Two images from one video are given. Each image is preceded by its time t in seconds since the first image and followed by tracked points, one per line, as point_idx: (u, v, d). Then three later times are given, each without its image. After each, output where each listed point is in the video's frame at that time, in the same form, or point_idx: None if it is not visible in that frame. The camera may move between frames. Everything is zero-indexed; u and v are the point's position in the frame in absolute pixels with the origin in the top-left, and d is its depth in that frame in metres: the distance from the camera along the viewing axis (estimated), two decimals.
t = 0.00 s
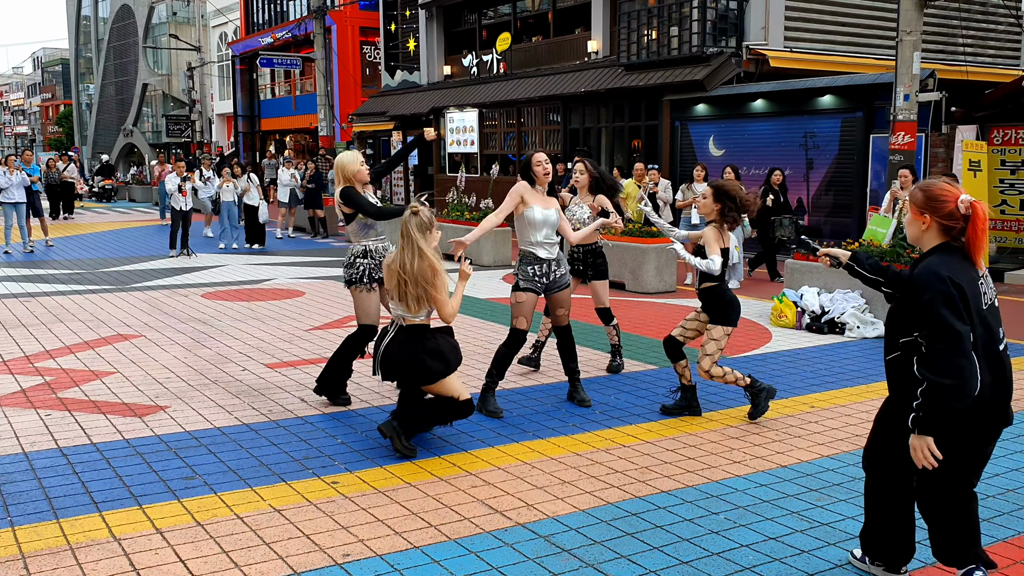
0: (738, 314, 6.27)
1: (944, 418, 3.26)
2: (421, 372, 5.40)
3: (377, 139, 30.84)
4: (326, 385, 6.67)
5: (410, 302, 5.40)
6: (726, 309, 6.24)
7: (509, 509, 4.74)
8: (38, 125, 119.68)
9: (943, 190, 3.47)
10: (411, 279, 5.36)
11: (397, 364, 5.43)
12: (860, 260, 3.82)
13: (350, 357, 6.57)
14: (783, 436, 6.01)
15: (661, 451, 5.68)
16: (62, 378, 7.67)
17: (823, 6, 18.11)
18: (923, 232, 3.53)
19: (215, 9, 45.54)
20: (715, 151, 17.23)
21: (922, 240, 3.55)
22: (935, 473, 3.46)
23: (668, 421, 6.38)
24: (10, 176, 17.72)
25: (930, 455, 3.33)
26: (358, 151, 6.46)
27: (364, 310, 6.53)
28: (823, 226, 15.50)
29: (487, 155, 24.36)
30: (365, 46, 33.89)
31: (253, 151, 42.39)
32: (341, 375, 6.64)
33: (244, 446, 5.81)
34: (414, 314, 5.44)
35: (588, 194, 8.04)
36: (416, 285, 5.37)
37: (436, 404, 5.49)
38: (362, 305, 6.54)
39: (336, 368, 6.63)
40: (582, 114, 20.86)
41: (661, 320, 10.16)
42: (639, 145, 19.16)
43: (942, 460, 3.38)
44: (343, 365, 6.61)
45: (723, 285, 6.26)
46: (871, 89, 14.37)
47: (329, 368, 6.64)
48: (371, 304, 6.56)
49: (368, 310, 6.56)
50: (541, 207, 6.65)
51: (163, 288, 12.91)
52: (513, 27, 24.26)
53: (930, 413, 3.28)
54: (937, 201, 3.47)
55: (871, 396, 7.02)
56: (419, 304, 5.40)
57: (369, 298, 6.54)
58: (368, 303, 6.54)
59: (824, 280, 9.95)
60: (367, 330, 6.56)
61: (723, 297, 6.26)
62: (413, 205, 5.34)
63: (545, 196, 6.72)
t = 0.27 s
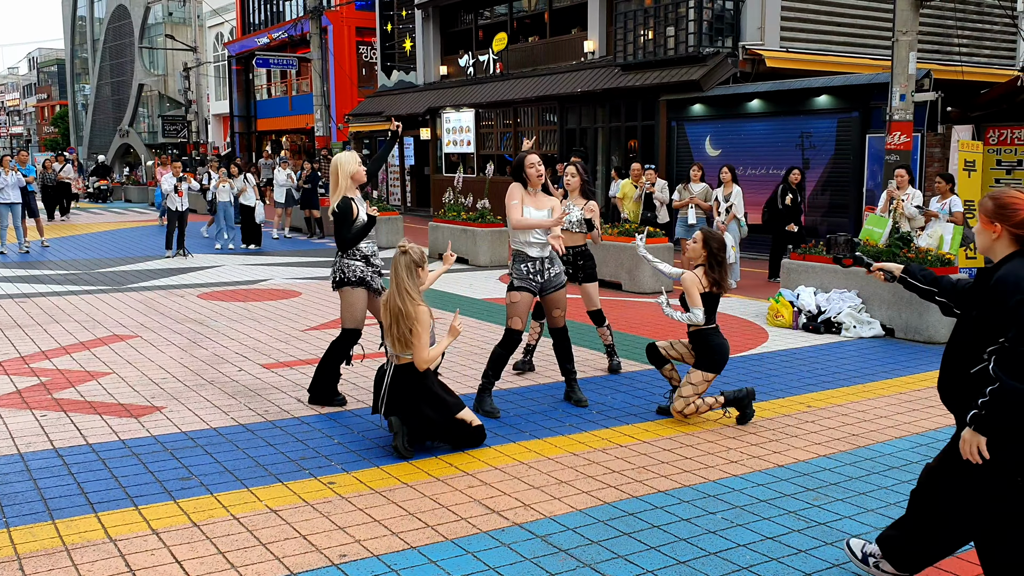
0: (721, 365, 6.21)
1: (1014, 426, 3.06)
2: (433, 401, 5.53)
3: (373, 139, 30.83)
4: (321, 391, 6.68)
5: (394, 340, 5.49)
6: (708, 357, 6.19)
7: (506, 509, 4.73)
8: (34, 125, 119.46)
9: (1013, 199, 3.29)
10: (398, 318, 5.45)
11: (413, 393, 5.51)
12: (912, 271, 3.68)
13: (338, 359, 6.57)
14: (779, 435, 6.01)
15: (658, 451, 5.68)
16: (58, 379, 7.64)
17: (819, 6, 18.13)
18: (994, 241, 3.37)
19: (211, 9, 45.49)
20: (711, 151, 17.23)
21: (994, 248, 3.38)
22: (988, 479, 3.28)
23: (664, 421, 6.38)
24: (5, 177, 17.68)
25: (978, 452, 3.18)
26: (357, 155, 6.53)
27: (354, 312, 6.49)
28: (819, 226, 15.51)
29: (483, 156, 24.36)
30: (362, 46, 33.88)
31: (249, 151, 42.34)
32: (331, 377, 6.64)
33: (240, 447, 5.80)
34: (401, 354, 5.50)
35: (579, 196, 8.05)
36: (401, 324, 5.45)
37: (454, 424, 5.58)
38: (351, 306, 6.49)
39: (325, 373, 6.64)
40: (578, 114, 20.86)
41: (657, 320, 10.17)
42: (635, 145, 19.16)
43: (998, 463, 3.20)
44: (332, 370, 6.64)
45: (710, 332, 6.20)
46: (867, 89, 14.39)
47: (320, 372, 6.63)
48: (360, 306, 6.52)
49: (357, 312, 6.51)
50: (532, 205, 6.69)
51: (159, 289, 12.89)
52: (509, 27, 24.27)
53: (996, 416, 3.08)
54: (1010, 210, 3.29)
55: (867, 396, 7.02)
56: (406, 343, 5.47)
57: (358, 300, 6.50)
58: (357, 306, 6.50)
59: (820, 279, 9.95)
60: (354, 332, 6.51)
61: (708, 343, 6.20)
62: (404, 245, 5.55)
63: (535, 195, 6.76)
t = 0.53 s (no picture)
0: (724, 379, 6.14)
1: None
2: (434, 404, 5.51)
3: (371, 140, 30.83)
4: (319, 392, 6.65)
5: (395, 336, 5.50)
6: (710, 369, 6.13)
7: (505, 510, 4.73)
8: (32, 125, 119.36)
9: None
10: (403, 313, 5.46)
11: (414, 395, 5.49)
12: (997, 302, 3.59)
13: (338, 360, 6.54)
14: (778, 436, 6.01)
15: (657, 451, 5.68)
16: (55, 380, 7.63)
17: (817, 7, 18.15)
18: None
19: (209, 10, 45.49)
20: (710, 152, 17.24)
21: None
22: None
23: (662, 421, 6.38)
24: (2, 177, 17.66)
25: None
26: (355, 157, 6.52)
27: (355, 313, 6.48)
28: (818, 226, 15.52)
29: (481, 156, 24.36)
30: (360, 46, 33.90)
31: (247, 151, 42.33)
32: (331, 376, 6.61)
33: (238, 448, 5.79)
34: (401, 351, 5.50)
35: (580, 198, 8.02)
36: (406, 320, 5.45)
37: (452, 426, 5.56)
38: (352, 308, 6.47)
39: (326, 375, 6.60)
40: (576, 114, 20.86)
41: (655, 321, 10.18)
42: (633, 145, 19.16)
43: None
44: (332, 371, 6.60)
45: (716, 346, 6.13)
46: (865, 89, 14.40)
47: (319, 372, 6.60)
48: (360, 308, 6.51)
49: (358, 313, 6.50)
50: (533, 204, 6.67)
51: (157, 289, 12.87)
52: (507, 27, 24.27)
53: None
54: None
55: (865, 396, 7.02)
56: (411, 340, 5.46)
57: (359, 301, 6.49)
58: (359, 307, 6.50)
59: (819, 280, 9.94)
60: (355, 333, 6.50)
61: (713, 357, 6.13)
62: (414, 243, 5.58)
63: (537, 195, 6.75)
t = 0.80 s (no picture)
0: (720, 383, 6.12)
1: None
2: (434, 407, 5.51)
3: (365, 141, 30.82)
4: (311, 393, 6.64)
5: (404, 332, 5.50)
6: (706, 373, 6.12)
7: (499, 512, 4.72)
8: (25, 126, 119.02)
9: None
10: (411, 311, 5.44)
11: (416, 395, 5.49)
12: None
13: (327, 360, 6.53)
14: (771, 438, 6.02)
15: (651, 453, 5.68)
16: (48, 382, 7.59)
17: (811, 9, 18.19)
18: None
19: (203, 11, 45.43)
20: (704, 154, 17.29)
21: None
22: None
23: (656, 423, 6.39)
24: None
25: None
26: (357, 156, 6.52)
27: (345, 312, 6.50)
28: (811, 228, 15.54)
29: (475, 158, 24.37)
30: (354, 48, 33.89)
31: (241, 153, 42.26)
32: (321, 377, 6.60)
33: (232, 450, 5.77)
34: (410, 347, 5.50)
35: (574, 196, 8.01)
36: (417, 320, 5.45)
37: (448, 429, 5.56)
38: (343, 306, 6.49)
39: (317, 376, 6.59)
40: (570, 116, 20.87)
41: (649, 322, 10.19)
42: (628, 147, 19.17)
43: None
44: (322, 371, 6.60)
45: (713, 350, 6.12)
46: (859, 91, 14.44)
47: (311, 374, 6.59)
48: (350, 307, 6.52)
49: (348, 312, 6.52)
50: (529, 215, 6.66)
51: (150, 291, 12.83)
52: (502, 29, 24.28)
53: None
54: None
55: (858, 398, 7.03)
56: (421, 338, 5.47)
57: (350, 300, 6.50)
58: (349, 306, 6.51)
59: (812, 282, 9.97)
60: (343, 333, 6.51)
61: (709, 362, 6.13)
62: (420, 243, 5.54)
63: (532, 203, 6.73)
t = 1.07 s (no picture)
0: (716, 387, 6.15)
1: None
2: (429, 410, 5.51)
3: (359, 142, 30.81)
4: (304, 396, 6.64)
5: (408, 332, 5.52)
6: (703, 380, 6.13)
7: (491, 513, 4.72)
8: (17, 127, 118.57)
9: None
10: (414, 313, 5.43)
11: (411, 397, 5.48)
12: None
13: (321, 362, 6.53)
14: (764, 439, 6.03)
15: (643, 455, 5.68)
16: (39, 383, 7.57)
17: (804, 11, 18.24)
18: None
19: (197, 11, 45.34)
20: (697, 156, 17.31)
21: None
22: None
23: (649, 424, 6.39)
24: None
25: None
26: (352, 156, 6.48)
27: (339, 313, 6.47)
28: (804, 229, 15.58)
29: (469, 159, 24.37)
30: (348, 49, 33.87)
31: (235, 154, 42.18)
32: (316, 379, 6.59)
33: (224, 452, 5.76)
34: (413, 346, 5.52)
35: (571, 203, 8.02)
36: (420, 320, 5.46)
37: (443, 431, 5.57)
38: (338, 307, 6.47)
39: (310, 378, 6.58)
40: (564, 117, 20.88)
41: (642, 324, 10.20)
42: (621, 148, 19.20)
43: None
44: (316, 373, 6.59)
45: (710, 356, 6.15)
46: (851, 93, 14.48)
47: (304, 376, 6.59)
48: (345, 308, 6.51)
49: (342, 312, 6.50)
50: (519, 194, 6.69)
51: (142, 293, 12.78)
52: (496, 30, 24.28)
53: None
54: None
55: (850, 399, 7.05)
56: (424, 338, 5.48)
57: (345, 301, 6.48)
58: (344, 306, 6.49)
59: (805, 283, 10.00)
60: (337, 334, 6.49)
61: (705, 368, 6.14)
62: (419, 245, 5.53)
63: (523, 184, 6.76)
